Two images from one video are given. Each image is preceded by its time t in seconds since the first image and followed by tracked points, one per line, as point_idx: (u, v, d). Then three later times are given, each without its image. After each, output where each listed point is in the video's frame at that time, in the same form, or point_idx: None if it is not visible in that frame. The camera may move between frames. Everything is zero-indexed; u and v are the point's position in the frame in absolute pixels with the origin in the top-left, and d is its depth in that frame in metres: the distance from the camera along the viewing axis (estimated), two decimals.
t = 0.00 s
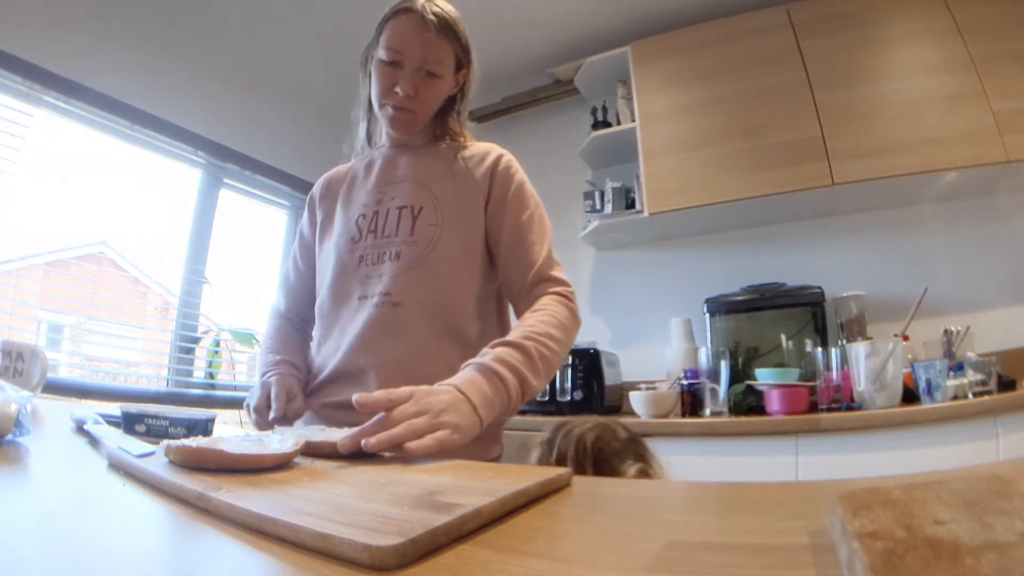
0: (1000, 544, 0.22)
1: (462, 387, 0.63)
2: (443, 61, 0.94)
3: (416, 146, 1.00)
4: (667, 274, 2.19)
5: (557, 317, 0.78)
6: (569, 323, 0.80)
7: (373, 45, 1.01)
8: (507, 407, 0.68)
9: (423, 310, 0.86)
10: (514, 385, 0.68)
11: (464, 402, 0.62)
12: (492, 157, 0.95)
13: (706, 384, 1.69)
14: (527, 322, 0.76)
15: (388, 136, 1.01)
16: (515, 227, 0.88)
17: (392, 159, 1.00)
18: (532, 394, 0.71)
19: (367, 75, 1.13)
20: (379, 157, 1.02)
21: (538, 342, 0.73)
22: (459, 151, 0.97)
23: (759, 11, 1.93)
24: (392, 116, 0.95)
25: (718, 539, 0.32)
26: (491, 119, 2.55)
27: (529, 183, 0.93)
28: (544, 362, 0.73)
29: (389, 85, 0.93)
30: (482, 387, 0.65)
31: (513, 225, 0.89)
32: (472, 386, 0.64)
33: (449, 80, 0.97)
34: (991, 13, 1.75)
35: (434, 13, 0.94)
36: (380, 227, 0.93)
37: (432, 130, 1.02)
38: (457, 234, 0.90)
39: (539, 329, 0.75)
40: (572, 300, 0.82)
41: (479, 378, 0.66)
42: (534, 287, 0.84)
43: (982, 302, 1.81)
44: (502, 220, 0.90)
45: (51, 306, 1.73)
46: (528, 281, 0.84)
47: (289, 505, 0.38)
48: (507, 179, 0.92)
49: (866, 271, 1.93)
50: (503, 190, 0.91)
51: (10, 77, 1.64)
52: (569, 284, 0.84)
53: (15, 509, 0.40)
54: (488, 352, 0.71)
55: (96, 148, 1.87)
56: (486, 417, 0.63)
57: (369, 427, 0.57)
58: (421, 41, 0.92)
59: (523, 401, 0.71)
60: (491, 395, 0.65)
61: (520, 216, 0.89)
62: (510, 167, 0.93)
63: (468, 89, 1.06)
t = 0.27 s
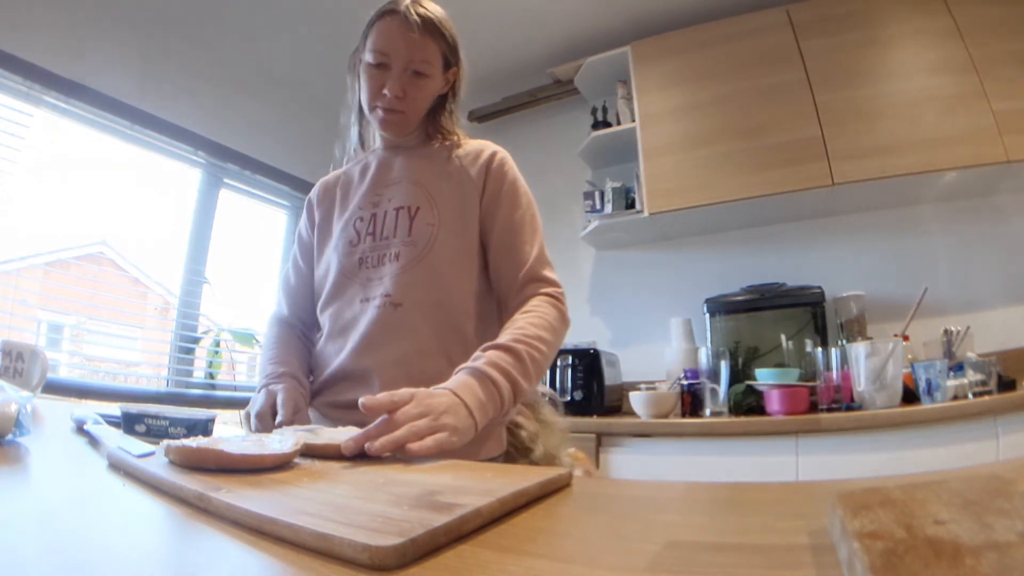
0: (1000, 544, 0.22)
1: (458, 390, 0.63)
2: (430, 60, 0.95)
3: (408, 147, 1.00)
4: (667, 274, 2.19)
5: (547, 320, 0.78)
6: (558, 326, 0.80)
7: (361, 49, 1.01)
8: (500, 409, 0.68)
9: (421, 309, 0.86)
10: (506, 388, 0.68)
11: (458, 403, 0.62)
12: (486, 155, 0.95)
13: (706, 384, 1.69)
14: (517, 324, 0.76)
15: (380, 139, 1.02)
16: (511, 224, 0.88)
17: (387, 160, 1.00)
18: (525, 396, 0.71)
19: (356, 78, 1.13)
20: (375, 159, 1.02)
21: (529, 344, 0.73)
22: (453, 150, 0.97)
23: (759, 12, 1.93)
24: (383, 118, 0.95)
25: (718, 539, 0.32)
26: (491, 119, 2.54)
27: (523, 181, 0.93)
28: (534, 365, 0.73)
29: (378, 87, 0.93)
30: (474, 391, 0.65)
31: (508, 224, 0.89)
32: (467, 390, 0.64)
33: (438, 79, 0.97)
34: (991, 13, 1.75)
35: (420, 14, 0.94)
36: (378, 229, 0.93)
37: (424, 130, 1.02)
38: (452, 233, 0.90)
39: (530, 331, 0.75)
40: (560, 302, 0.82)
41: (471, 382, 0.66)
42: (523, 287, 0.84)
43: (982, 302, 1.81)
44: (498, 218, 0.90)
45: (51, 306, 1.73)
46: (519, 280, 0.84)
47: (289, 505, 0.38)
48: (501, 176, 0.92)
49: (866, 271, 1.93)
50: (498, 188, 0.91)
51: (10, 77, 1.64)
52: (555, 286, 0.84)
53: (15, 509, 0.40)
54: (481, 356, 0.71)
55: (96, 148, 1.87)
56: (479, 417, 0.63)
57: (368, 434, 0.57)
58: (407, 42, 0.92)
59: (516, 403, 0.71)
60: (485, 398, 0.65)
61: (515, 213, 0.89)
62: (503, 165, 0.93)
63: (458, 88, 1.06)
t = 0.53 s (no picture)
0: (1000, 544, 0.22)
1: (461, 388, 0.63)
2: (429, 60, 0.95)
3: (409, 148, 1.00)
4: (667, 274, 2.19)
5: (546, 320, 0.78)
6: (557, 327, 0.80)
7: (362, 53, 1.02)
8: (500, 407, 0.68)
9: (420, 308, 0.86)
10: (508, 387, 0.68)
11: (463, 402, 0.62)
12: (486, 154, 0.94)
13: (706, 384, 1.69)
14: (516, 324, 0.76)
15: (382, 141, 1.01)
16: (511, 224, 0.88)
17: (388, 160, 1.00)
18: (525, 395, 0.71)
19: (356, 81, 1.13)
20: (375, 160, 1.02)
21: (529, 345, 0.73)
22: (453, 149, 0.97)
23: (759, 12, 1.93)
24: (383, 119, 0.95)
25: (718, 540, 0.32)
26: (492, 119, 2.54)
27: (522, 181, 0.93)
28: (534, 365, 0.73)
29: (378, 88, 0.94)
30: (476, 389, 0.65)
31: (508, 224, 0.88)
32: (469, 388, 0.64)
33: (438, 79, 0.97)
34: (991, 13, 1.75)
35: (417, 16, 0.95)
36: (377, 227, 0.93)
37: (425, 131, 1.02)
38: (451, 233, 0.89)
39: (529, 332, 0.75)
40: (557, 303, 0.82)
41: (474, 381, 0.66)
42: (523, 289, 0.84)
43: (982, 302, 1.81)
44: (497, 218, 0.90)
45: (51, 306, 1.73)
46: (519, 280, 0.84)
47: (289, 505, 0.38)
48: (501, 176, 0.92)
49: (866, 271, 1.93)
50: (498, 188, 0.91)
51: (9, 76, 1.64)
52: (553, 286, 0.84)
53: (15, 509, 0.40)
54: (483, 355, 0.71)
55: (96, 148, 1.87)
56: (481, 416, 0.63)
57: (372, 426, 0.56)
58: (405, 43, 0.92)
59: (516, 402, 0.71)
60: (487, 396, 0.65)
61: (515, 213, 0.89)
62: (503, 164, 0.93)
63: (459, 89, 1.06)
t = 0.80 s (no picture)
0: (1000, 544, 0.22)
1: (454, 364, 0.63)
2: (413, 53, 0.94)
3: (410, 148, 1.00)
4: (667, 274, 2.20)
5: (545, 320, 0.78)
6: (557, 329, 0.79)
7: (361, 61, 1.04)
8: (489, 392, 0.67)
9: (420, 308, 0.86)
10: (501, 373, 0.68)
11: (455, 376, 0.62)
12: (491, 159, 0.94)
13: (706, 384, 1.69)
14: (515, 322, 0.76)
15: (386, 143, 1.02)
16: (514, 228, 0.88)
17: (390, 160, 1.00)
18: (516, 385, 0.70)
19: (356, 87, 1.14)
20: (380, 159, 1.02)
21: (525, 338, 0.73)
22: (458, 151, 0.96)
23: (759, 12, 1.93)
24: (378, 120, 0.95)
25: (718, 540, 0.32)
26: (492, 119, 2.54)
27: (528, 187, 0.93)
28: (528, 358, 0.72)
29: (368, 89, 0.94)
30: (470, 369, 0.65)
31: (512, 229, 0.88)
32: (461, 367, 0.64)
33: (427, 71, 0.97)
34: (991, 13, 1.75)
35: (400, 12, 0.95)
36: (379, 226, 0.93)
37: (426, 129, 1.01)
38: (453, 234, 0.89)
39: (527, 328, 0.75)
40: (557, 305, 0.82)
41: (468, 363, 0.65)
42: (527, 296, 0.83)
43: (981, 302, 1.81)
44: (500, 222, 0.90)
45: (51, 306, 1.73)
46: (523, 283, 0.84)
47: (289, 505, 0.38)
48: (506, 181, 0.92)
49: (866, 271, 1.93)
50: (502, 192, 0.91)
51: (9, 77, 1.64)
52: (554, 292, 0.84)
53: (14, 509, 0.40)
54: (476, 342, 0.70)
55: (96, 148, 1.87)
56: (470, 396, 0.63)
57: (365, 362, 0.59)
58: (385, 40, 0.92)
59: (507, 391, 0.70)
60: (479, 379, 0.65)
61: (519, 217, 0.89)
62: (507, 169, 0.93)
63: (457, 80, 1.05)
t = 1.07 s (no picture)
0: (1000, 545, 0.22)
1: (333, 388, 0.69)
2: (393, 52, 0.94)
3: (409, 148, 1.01)
4: (667, 274, 2.20)
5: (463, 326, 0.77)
6: (476, 330, 0.78)
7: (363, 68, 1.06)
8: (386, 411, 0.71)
9: (400, 310, 0.87)
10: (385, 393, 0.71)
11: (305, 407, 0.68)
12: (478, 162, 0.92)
13: (706, 384, 1.69)
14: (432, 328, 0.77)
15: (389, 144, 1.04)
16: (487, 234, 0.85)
17: (390, 162, 1.00)
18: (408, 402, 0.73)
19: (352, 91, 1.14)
20: (383, 161, 1.02)
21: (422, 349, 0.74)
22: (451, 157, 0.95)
23: (759, 12, 1.93)
24: (371, 121, 0.97)
25: (717, 539, 0.32)
26: (492, 119, 2.54)
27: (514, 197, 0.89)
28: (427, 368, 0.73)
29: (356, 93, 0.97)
30: (335, 394, 0.69)
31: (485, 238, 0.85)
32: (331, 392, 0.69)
33: (411, 67, 0.96)
34: (992, 13, 1.75)
35: (382, 13, 0.96)
36: (367, 228, 0.94)
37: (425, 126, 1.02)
38: (430, 237, 0.88)
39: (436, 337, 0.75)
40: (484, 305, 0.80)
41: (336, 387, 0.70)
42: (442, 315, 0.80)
43: (981, 302, 1.82)
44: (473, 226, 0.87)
45: (51, 306, 1.74)
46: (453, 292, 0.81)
47: (289, 505, 0.38)
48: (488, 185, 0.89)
49: (866, 271, 1.93)
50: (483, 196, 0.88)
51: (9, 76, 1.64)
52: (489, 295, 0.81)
53: (14, 510, 0.40)
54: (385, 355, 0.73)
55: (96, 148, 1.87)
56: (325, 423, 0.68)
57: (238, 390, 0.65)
58: (366, 44, 0.94)
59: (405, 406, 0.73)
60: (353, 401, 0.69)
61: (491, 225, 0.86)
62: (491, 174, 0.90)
63: (453, 72, 1.02)
